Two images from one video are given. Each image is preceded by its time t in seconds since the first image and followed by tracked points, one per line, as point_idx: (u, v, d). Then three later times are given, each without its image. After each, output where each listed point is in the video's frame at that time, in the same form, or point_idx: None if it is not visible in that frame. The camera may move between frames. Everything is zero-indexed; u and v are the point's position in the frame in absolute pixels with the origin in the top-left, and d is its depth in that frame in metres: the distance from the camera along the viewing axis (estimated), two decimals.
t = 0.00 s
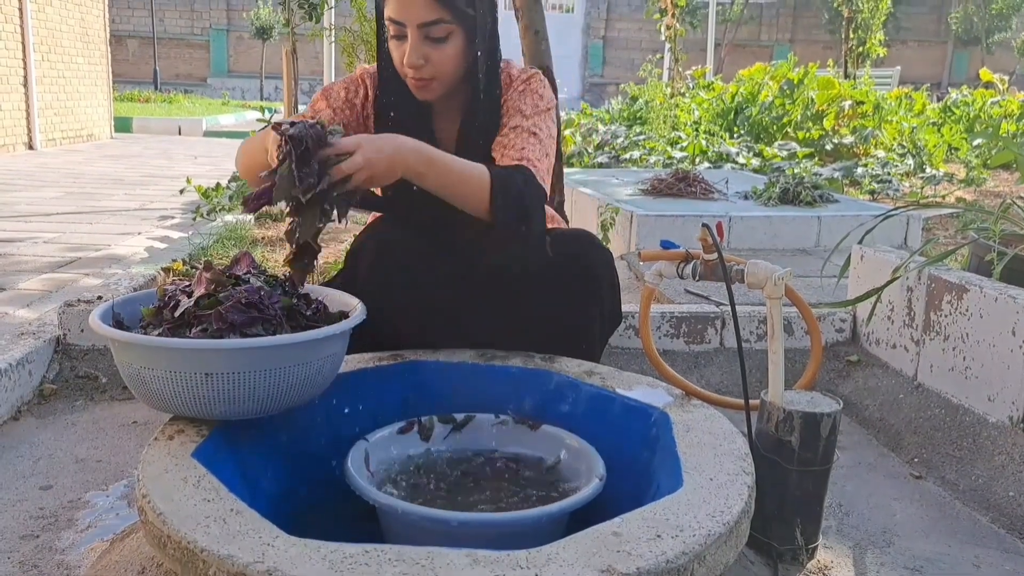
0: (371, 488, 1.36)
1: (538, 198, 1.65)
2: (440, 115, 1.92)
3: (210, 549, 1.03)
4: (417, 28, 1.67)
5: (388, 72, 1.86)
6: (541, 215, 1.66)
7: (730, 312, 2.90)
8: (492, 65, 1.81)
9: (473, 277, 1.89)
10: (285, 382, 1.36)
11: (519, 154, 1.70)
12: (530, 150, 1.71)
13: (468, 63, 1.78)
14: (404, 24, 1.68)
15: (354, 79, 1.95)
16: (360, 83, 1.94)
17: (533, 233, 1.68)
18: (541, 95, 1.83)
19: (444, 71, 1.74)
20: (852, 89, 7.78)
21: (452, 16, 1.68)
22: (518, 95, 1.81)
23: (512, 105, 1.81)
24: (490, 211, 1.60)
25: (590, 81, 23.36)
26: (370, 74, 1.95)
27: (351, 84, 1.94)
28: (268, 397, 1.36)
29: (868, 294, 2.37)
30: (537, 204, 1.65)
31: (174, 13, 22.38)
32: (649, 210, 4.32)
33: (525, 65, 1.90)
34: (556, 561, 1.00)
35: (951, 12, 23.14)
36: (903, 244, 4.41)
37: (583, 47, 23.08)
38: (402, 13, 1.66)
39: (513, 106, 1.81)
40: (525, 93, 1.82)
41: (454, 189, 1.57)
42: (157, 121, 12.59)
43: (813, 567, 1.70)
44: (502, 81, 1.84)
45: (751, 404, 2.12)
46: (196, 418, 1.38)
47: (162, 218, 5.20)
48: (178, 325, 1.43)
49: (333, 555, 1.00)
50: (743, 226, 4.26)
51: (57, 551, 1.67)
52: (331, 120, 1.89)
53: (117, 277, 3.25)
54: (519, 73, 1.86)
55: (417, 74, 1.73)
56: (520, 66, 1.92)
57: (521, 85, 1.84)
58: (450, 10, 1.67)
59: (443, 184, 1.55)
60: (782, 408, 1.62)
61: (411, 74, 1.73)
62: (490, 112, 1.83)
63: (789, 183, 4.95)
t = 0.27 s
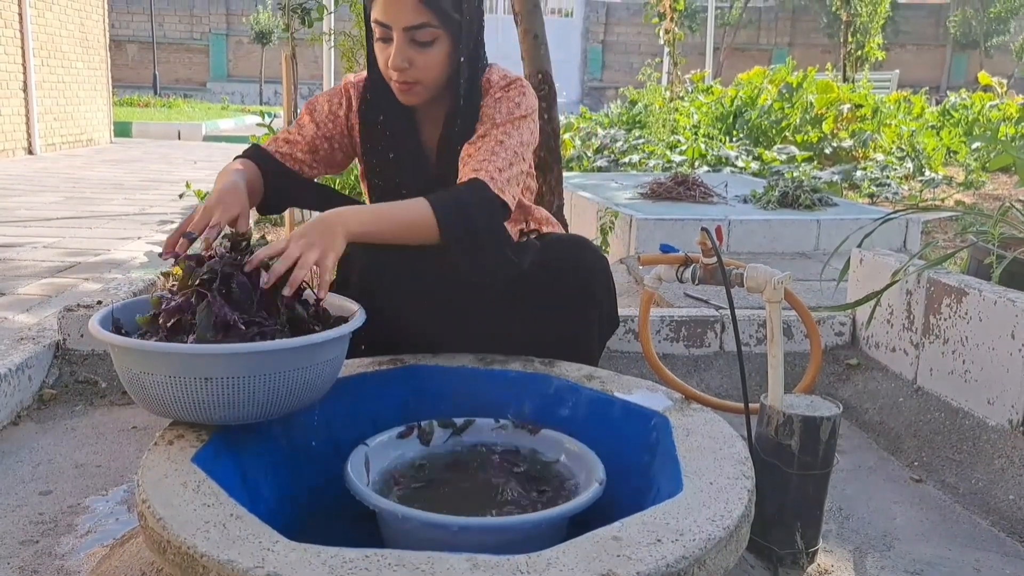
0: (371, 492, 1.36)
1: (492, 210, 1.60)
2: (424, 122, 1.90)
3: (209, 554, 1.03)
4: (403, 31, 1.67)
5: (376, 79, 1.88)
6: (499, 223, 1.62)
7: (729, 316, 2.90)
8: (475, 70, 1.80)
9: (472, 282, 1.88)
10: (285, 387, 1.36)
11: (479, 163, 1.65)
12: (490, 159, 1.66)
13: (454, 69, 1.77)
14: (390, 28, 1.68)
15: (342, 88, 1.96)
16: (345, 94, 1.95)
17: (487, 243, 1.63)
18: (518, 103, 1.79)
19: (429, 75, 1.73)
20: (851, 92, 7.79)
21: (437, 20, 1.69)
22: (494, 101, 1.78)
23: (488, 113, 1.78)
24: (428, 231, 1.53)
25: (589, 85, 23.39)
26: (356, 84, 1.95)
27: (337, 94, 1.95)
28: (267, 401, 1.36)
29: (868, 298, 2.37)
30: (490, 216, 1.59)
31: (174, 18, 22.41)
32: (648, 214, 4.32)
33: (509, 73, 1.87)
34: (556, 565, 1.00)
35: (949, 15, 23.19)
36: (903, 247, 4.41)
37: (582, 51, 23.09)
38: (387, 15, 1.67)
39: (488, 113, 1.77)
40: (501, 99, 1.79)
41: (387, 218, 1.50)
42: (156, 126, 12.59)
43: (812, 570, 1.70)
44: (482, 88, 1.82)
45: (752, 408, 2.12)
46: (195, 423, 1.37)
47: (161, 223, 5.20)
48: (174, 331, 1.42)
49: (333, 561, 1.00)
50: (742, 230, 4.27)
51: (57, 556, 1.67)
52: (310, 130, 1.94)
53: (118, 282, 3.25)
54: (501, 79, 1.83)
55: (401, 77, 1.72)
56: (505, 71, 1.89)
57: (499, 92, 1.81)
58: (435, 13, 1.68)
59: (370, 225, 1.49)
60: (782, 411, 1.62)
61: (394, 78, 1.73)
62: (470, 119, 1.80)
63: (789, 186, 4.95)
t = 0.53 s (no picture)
0: (370, 494, 1.36)
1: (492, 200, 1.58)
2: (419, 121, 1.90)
3: (209, 556, 1.03)
4: (395, 34, 1.65)
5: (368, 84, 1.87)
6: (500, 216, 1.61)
7: (729, 316, 2.90)
8: (468, 68, 1.79)
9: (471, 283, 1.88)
10: (285, 389, 1.36)
11: (477, 157, 1.65)
12: (489, 154, 1.66)
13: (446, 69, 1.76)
14: (381, 31, 1.66)
15: (332, 94, 1.95)
16: (338, 100, 1.94)
17: (488, 238, 1.61)
18: (513, 98, 1.79)
19: (423, 77, 1.72)
20: (849, 93, 7.80)
21: (429, 22, 1.66)
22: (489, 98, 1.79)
23: (484, 109, 1.78)
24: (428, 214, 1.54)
25: (587, 86, 23.40)
26: (347, 89, 1.94)
27: (329, 101, 1.95)
28: (266, 403, 1.36)
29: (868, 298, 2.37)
30: (489, 208, 1.58)
31: (172, 20, 22.41)
32: (647, 215, 4.32)
33: (502, 70, 1.88)
34: (555, 567, 1.00)
35: (947, 16, 23.22)
36: (901, 248, 4.42)
37: (581, 52, 23.10)
38: (378, 19, 1.65)
39: (485, 110, 1.78)
40: (496, 96, 1.80)
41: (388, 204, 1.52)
42: (155, 128, 12.58)
43: (812, 571, 1.70)
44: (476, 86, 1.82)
45: (751, 409, 2.12)
46: (194, 425, 1.37)
47: (160, 225, 5.19)
48: (174, 334, 1.41)
49: (333, 563, 1.00)
50: (741, 230, 4.27)
51: (56, 558, 1.67)
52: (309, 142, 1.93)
53: (116, 283, 3.24)
54: (493, 76, 1.84)
55: (394, 79, 1.70)
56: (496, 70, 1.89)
57: (493, 89, 1.82)
58: (426, 15, 1.65)
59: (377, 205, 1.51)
60: (781, 413, 1.62)
61: (389, 81, 1.71)
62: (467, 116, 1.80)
63: (787, 187, 4.96)
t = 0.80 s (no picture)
0: (369, 494, 1.36)
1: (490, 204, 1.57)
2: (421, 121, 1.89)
3: (208, 555, 1.03)
4: (410, 36, 1.64)
5: (371, 83, 1.85)
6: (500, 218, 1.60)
7: (727, 315, 2.90)
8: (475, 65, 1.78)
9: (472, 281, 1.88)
10: (283, 387, 1.36)
11: (479, 158, 1.65)
12: (491, 155, 1.65)
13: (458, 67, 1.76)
14: (396, 34, 1.65)
15: (337, 91, 1.95)
16: (340, 97, 1.94)
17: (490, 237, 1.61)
18: (517, 98, 1.80)
19: (435, 78, 1.71)
20: (848, 92, 7.80)
21: (443, 23, 1.65)
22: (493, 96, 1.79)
23: (488, 109, 1.78)
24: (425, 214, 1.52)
25: (586, 84, 23.40)
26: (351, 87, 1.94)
27: (331, 98, 1.94)
28: (264, 402, 1.36)
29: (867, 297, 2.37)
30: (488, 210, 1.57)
31: (171, 18, 22.37)
32: (646, 213, 4.32)
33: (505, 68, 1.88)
34: (554, 566, 1.00)
35: (946, 15, 23.22)
36: (900, 246, 4.42)
37: (580, 51, 23.09)
38: (391, 21, 1.63)
39: (489, 109, 1.78)
40: (500, 95, 1.80)
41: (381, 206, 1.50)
42: (153, 126, 12.57)
43: (809, 570, 1.70)
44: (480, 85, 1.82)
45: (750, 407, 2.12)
46: (192, 424, 1.37)
47: (158, 224, 5.19)
48: (172, 335, 1.41)
49: (331, 562, 1.00)
50: (740, 229, 4.27)
51: (54, 557, 1.67)
52: (309, 138, 1.93)
53: (115, 282, 3.24)
54: (497, 75, 1.84)
55: (406, 82, 1.69)
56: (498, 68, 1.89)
57: (496, 88, 1.82)
58: (440, 18, 1.64)
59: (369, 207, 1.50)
60: (779, 411, 1.62)
61: (402, 83, 1.70)
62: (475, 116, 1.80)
63: (786, 186, 4.96)
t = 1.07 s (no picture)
0: (368, 491, 1.35)
1: (539, 201, 1.60)
2: (429, 119, 1.89)
3: (206, 553, 1.03)
4: (426, 44, 1.62)
5: (377, 88, 1.83)
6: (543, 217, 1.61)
7: (726, 313, 2.90)
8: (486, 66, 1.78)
9: (472, 278, 1.88)
10: (282, 385, 1.36)
11: (526, 159, 1.68)
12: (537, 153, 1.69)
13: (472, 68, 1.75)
14: (412, 41, 1.62)
15: (341, 91, 1.94)
16: (345, 97, 1.92)
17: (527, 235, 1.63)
18: (535, 98, 1.82)
19: (450, 84, 1.70)
20: (847, 90, 7.81)
21: (459, 30, 1.64)
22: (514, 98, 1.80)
23: (511, 110, 1.79)
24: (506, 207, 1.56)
25: (585, 82, 23.40)
26: (356, 87, 1.93)
27: (336, 98, 1.93)
28: (262, 399, 1.36)
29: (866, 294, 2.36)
30: (539, 207, 1.60)
31: (169, 16, 22.36)
32: (645, 212, 4.32)
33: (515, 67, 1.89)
34: (552, 564, 1.00)
35: (945, 13, 23.22)
36: (899, 245, 4.43)
37: (579, 49, 23.09)
38: (407, 30, 1.61)
39: (511, 111, 1.79)
40: (520, 95, 1.81)
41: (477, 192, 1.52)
42: (152, 125, 12.56)
43: (808, 568, 1.70)
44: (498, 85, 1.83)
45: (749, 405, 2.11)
46: (191, 421, 1.37)
47: (157, 222, 5.18)
48: (171, 333, 1.41)
49: (330, 559, 1.00)
50: (739, 227, 4.27)
51: (52, 556, 1.67)
52: (317, 141, 1.91)
53: (113, 280, 3.24)
54: (511, 75, 1.86)
55: (423, 89, 1.67)
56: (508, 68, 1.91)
57: (513, 87, 1.83)
58: (457, 24, 1.63)
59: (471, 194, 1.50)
60: (778, 409, 1.62)
61: (418, 89, 1.67)
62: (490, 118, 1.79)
63: (785, 183, 4.96)
